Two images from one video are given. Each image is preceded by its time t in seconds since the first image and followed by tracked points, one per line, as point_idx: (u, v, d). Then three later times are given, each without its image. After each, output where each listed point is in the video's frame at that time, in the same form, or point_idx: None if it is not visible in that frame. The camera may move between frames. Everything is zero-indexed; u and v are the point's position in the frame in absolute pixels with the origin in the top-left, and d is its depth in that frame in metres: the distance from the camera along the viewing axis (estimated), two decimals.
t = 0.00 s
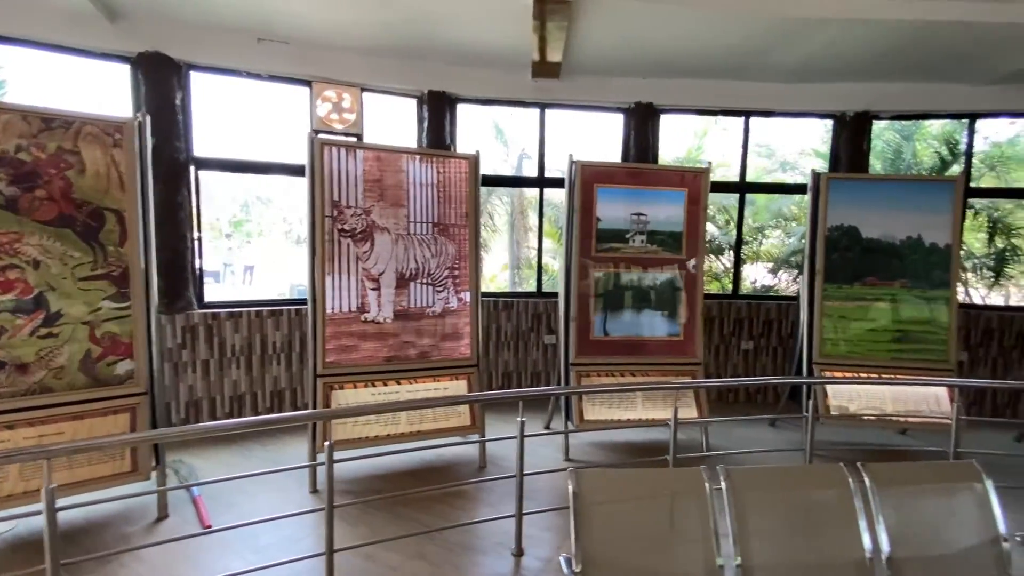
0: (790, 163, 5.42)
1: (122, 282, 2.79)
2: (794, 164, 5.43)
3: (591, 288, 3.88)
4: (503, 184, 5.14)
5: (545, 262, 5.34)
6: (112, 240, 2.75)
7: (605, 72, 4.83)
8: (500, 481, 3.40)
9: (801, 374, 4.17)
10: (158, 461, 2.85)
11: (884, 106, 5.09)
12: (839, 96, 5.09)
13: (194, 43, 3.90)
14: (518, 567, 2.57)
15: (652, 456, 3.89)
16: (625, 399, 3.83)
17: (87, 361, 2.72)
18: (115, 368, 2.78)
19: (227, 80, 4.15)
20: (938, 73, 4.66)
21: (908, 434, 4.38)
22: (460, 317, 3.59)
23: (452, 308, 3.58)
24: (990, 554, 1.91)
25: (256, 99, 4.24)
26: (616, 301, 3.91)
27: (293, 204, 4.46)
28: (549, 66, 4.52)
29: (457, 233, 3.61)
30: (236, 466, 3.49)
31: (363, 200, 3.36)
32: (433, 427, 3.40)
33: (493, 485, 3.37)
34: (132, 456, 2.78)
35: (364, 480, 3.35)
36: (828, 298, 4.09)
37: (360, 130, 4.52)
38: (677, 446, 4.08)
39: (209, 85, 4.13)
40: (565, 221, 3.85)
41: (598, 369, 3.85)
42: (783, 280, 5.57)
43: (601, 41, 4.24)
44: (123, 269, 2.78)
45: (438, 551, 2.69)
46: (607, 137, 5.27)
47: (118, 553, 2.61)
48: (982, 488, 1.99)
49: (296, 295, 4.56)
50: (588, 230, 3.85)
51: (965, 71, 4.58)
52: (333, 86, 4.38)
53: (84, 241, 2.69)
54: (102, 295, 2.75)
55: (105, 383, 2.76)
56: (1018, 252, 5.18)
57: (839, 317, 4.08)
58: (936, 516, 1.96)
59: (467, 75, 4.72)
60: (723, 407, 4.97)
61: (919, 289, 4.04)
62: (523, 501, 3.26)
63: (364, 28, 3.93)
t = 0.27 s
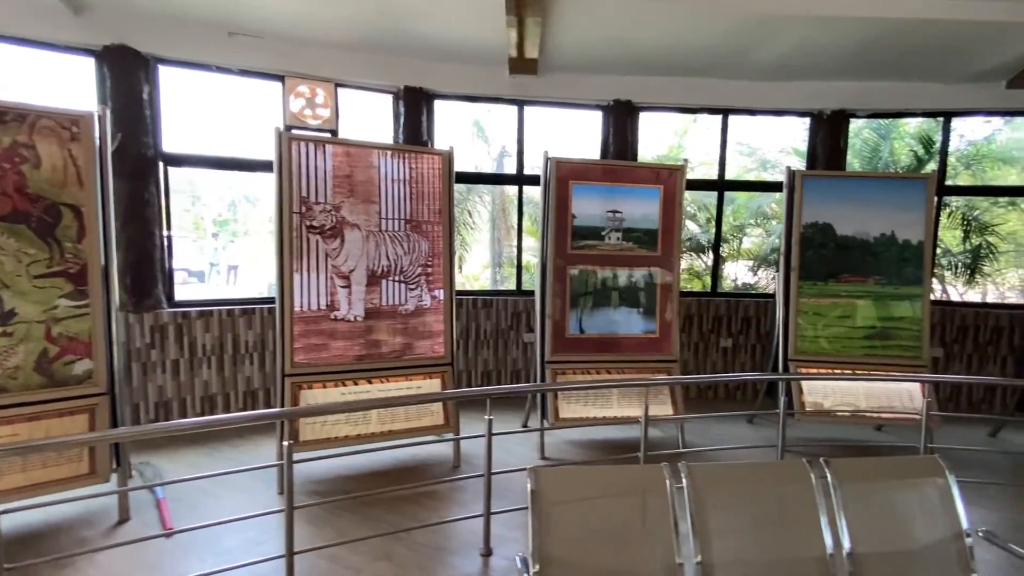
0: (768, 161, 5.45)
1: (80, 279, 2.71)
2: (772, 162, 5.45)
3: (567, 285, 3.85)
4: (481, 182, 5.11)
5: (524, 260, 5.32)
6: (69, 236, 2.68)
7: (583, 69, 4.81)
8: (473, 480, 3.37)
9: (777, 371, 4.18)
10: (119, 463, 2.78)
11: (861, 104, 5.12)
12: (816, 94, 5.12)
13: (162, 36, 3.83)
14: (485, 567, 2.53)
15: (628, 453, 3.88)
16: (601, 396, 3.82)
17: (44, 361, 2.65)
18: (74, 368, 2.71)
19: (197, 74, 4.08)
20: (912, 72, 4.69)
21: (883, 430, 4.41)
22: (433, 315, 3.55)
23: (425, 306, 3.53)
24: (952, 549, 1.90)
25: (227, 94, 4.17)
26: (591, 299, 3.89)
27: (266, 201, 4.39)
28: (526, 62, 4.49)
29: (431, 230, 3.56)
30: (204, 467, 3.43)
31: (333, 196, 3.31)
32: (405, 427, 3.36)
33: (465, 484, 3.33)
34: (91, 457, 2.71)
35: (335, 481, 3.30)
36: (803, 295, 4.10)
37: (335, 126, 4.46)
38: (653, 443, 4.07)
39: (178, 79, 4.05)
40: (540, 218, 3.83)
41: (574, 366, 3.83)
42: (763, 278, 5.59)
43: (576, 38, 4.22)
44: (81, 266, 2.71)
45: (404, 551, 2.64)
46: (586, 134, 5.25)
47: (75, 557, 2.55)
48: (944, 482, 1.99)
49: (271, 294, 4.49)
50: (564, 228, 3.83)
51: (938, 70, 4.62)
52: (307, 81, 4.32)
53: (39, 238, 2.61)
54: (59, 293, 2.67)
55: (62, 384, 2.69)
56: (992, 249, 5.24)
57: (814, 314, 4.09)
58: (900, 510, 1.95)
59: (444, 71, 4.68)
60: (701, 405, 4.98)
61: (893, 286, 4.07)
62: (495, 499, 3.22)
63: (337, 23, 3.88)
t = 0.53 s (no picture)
0: (745, 160, 5.46)
1: (25, 276, 2.60)
2: (749, 161, 5.46)
3: (540, 283, 3.79)
4: (457, 179, 5.04)
5: (501, 258, 5.26)
6: (13, 230, 2.56)
7: (560, 65, 4.76)
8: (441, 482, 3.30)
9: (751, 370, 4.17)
10: (68, 467, 2.67)
11: (836, 104, 5.14)
12: (792, 93, 5.13)
13: (122, 25, 3.71)
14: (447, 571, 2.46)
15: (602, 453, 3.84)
16: (574, 396, 3.78)
17: None
18: (20, 368, 2.60)
19: (160, 65, 3.97)
20: (885, 72, 4.72)
21: (855, 428, 4.43)
22: (402, 314, 3.47)
23: (394, 305, 3.46)
24: (910, 548, 1.90)
25: (192, 86, 4.07)
26: (564, 297, 3.84)
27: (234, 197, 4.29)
28: (500, 57, 4.43)
29: (399, 226, 3.49)
30: (164, 469, 3.33)
31: (297, 191, 3.22)
32: (372, 428, 3.28)
33: (433, 485, 3.27)
34: (37, 461, 2.60)
35: (298, 484, 3.22)
36: (776, 294, 4.10)
37: (306, 121, 4.37)
38: (628, 443, 4.03)
39: (140, 70, 3.92)
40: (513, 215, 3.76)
41: (547, 365, 3.79)
42: (740, 277, 5.59)
43: (551, 33, 4.16)
44: (26, 262, 2.59)
45: (364, 556, 2.57)
46: (564, 131, 5.21)
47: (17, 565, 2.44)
48: (904, 481, 1.97)
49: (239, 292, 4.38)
50: (537, 225, 3.77)
51: (911, 70, 4.65)
52: (276, 74, 4.23)
53: None
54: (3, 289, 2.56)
55: (7, 384, 2.58)
56: (964, 248, 5.30)
57: (787, 313, 4.10)
58: (860, 510, 1.93)
59: (418, 65, 4.60)
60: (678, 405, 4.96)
61: (865, 284, 4.08)
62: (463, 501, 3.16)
63: (304, 14, 3.78)
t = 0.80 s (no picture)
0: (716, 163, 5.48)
1: None
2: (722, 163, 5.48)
3: (506, 284, 3.72)
4: (427, 178, 4.95)
5: (472, 259, 5.19)
6: None
7: (531, 64, 4.70)
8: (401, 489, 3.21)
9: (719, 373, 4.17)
10: None
11: (806, 108, 5.18)
12: (763, 96, 5.15)
13: (70, 14, 3.55)
14: None
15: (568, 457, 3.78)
16: (540, 399, 3.72)
17: None
18: None
19: (113, 57, 3.82)
20: (853, 77, 4.76)
21: (823, 430, 4.45)
22: (363, 316, 3.38)
23: (354, 307, 3.36)
24: (861, 555, 1.88)
25: (147, 79, 3.94)
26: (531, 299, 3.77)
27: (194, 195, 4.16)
28: (469, 55, 4.36)
29: (360, 225, 3.39)
30: (109, 478, 3.18)
31: (252, 188, 3.11)
32: (330, 434, 3.17)
33: (392, 493, 3.18)
34: None
35: (251, 493, 3.10)
36: (744, 296, 4.10)
37: (268, 116, 4.23)
38: (596, 446, 3.98)
39: (91, 61, 3.76)
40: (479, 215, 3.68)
41: (514, 368, 3.71)
42: (713, 279, 5.60)
43: (520, 31, 4.10)
44: None
45: (314, 568, 2.47)
46: (535, 131, 5.15)
47: None
48: (856, 486, 1.96)
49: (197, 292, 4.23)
50: (504, 226, 3.69)
51: (878, 75, 4.70)
52: (236, 67, 4.09)
53: None
54: None
55: None
56: (929, 252, 5.38)
57: (754, 315, 4.10)
58: (813, 516, 1.90)
59: (385, 61, 4.50)
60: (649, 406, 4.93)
61: (831, 287, 4.11)
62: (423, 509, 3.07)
63: (264, 6, 3.66)
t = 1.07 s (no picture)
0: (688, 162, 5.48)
1: None
2: (695, 161, 5.50)
3: (473, 284, 3.65)
4: (395, 177, 4.85)
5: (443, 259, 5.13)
6: None
7: (499, 61, 4.64)
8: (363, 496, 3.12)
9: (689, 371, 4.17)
10: None
11: (774, 106, 5.20)
12: (733, 95, 5.15)
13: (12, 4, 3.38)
14: None
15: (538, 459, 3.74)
16: (509, 401, 3.65)
17: None
18: None
19: (60, 50, 3.65)
20: (820, 76, 4.80)
21: (791, 427, 4.48)
22: (323, 319, 3.29)
23: (313, 309, 3.26)
24: (817, 557, 1.87)
25: (98, 74, 3.79)
26: (499, 300, 3.70)
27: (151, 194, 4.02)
28: (436, 51, 4.28)
29: (320, 226, 3.30)
30: (55, 491, 3.04)
31: (204, 187, 2.99)
32: (288, 442, 3.08)
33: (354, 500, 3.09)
34: None
35: (206, 503, 3.00)
36: (712, 295, 4.11)
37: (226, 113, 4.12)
38: (566, 447, 3.94)
39: (36, 54, 3.59)
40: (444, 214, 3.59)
41: (482, 370, 3.64)
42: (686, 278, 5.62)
43: (486, 27, 4.04)
44: None
45: None
46: (506, 129, 5.09)
47: None
48: (812, 487, 1.94)
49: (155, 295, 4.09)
50: (470, 225, 3.61)
51: (844, 74, 4.73)
52: (192, 62, 3.96)
53: None
54: None
55: None
56: (895, 249, 5.46)
57: (723, 314, 4.11)
58: (768, 519, 1.88)
59: (350, 57, 4.40)
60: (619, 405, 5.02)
61: (798, 285, 4.13)
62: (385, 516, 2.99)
63: None
